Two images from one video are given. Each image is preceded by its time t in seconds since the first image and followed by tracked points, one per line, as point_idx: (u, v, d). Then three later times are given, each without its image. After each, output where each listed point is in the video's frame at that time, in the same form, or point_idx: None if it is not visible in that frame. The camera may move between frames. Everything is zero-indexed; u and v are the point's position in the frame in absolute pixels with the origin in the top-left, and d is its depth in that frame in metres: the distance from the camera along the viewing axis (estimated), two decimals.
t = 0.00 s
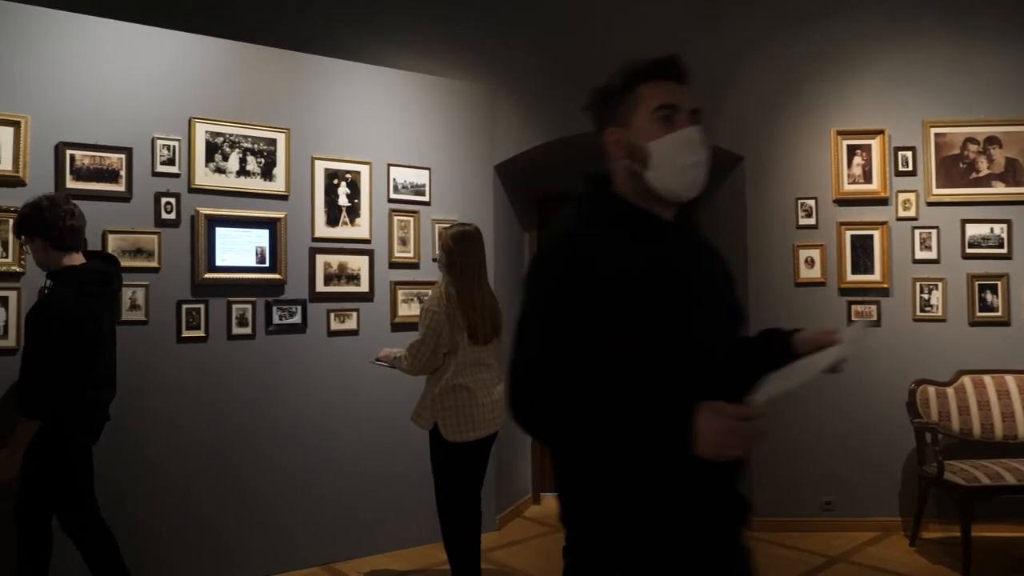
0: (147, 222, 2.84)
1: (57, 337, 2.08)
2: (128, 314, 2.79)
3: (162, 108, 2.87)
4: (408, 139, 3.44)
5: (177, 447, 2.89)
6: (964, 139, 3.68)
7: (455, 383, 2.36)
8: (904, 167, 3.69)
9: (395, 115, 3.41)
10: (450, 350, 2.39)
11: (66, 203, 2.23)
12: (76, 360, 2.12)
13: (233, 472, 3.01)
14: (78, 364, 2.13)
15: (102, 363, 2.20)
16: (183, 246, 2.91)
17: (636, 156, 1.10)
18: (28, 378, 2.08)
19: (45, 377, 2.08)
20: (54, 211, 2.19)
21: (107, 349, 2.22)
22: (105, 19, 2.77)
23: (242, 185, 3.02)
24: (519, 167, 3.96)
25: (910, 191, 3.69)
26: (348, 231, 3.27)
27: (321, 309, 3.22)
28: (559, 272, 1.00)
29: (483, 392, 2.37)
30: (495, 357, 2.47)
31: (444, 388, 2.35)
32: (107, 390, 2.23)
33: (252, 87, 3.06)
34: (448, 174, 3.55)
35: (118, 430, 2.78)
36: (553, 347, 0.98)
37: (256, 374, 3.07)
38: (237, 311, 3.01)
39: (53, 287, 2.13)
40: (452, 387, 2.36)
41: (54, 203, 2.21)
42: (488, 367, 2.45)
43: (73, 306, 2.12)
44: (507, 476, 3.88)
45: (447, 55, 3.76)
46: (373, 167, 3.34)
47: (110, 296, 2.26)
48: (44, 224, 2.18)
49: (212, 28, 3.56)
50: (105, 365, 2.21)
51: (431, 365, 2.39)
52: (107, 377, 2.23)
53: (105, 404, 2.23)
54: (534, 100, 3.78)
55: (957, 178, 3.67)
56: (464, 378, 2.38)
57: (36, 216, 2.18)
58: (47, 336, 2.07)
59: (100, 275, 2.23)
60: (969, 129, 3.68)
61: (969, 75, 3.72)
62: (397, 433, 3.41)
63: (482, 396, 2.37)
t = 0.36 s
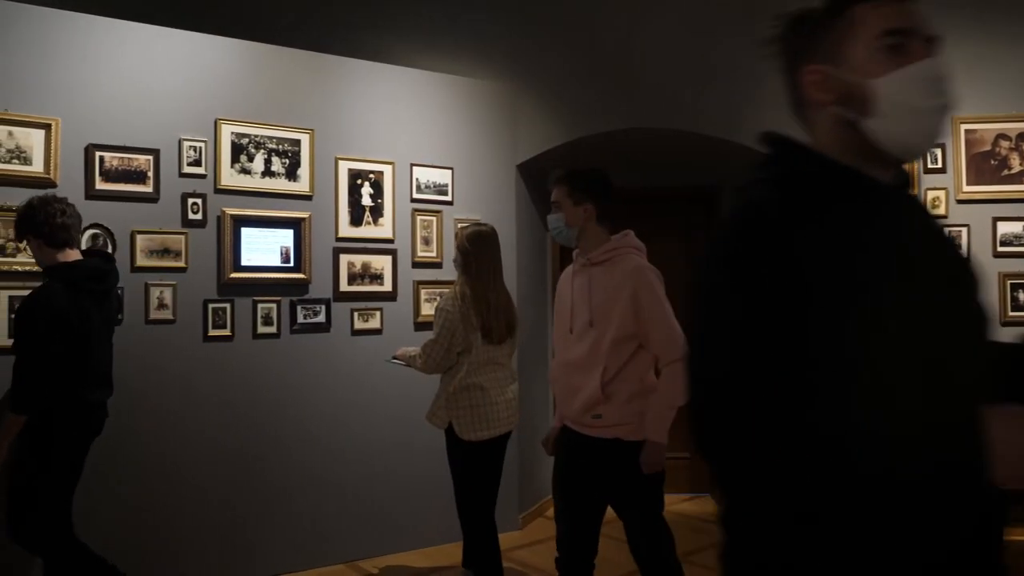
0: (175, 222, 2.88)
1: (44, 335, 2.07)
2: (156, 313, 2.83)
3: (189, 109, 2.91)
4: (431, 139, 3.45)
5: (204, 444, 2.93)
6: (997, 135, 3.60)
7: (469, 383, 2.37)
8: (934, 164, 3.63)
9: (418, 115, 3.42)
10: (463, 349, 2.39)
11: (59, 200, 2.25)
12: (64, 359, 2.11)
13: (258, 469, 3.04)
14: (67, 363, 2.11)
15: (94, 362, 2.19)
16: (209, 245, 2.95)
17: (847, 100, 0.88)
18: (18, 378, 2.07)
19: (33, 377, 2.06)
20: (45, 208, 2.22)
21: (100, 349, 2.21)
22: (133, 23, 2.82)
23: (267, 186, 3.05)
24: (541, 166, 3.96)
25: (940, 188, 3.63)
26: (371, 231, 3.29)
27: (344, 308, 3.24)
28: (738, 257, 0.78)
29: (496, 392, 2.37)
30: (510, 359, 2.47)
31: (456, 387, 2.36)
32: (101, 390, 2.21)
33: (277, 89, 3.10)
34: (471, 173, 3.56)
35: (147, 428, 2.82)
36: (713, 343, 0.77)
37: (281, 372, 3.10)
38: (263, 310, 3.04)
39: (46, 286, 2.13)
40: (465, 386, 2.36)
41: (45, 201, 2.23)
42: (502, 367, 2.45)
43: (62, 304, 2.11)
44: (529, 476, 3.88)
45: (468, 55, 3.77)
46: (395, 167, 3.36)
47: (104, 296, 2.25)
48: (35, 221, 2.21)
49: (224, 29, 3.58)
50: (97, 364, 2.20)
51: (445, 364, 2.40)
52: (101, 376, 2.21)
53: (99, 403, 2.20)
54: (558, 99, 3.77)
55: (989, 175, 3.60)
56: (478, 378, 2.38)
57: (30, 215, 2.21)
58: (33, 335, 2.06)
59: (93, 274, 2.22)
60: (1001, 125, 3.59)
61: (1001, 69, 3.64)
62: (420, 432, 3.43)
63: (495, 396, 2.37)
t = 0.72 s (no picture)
0: (202, 222, 2.92)
1: (34, 335, 2.05)
2: (184, 312, 2.87)
3: (216, 111, 2.95)
4: (454, 139, 3.46)
5: (232, 442, 2.97)
6: None
7: (480, 380, 2.37)
8: (966, 161, 3.57)
9: (442, 115, 3.43)
10: (477, 346, 2.41)
11: (60, 199, 2.21)
12: (53, 359, 2.07)
13: (284, 467, 3.08)
14: (57, 363, 2.08)
15: (89, 359, 2.13)
16: (237, 245, 2.98)
17: None
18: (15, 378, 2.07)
19: (27, 379, 2.06)
20: (45, 208, 2.18)
21: (96, 346, 2.15)
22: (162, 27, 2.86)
23: (293, 186, 3.08)
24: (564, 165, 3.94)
25: (971, 185, 3.57)
26: (396, 230, 3.31)
27: (369, 307, 3.26)
28: None
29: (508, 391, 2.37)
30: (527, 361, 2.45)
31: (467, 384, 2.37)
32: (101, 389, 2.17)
33: (303, 90, 3.12)
34: (495, 173, 3.56)
35: (175, 425, 2.86)
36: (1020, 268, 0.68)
37: (307, 371, 3.13)
38: (289, 309, 3.07)
39: (37, 283, 2.09)
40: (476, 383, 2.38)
41: (46, 200, 2.19)
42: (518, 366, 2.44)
43: (50, 304, 2.07)
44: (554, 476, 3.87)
45: (492, 53, 3.74)
46: (419, 167, 3.37)
47: (102, 293, 2.20)
48: (36, 220, 2.17)
49: (240, 29, 3.45)
50: (96, 361, 2.15)
51: (460, 360, 2.42)
52: (102, 375, 2.17)
53: (100, 403, 2.16)
54: (582, 97, 3.75)
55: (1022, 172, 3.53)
56: (491, 376, 2.39)
57: (32, 214, 2.17)
58: (21, 335, 2.05)
59: (88, 270, 2.16)
60: None
61: None
62: (444, 431, 3.44)
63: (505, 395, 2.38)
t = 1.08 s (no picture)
0: (231, 223, 2.96)
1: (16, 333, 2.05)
2: (213, 312, 2.91)
3: (244, 113, 2.99)
4: (479, 139, 3.47)
5: (260, 440, 3.01)
6: None
7: (499, 376, 2.51)
8: (1001, 157, 3.49)
9: (467, 115, 3.44)
10: (495, 345, 2.55)
11: (63, 199, 2.16)
12: (37, 355, 2.06)
13: (311, 465, 3.11)
14: (38, 363, 2.06)
15: (75, 356, 2.08)
16: (265, 245, 3.02)
17: None
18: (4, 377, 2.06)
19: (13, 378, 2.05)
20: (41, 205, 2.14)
21: (82, 345, 2.09)
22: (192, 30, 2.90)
23: (320, 186, 3.11)
24: (589, 164, 3.92)
25: (1007, 182, 3.49)
26: (421, 230, 3.32)
27: (395, 307, 3.28)
28: None
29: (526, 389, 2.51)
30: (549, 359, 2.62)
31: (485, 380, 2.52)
32: (88, 390, 2.09)
33: (329, 91, 3.15)
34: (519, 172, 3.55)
35: (205, 423, 2.90)
36: None
37: (334, 370, 3.15)
38: (316, 308, 3.10)
39: (22, 279, 2.10)
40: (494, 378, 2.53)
41: (48, 198, 2.14)
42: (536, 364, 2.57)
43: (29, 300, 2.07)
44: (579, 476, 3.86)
45: (516, 52, 3.75)
46: (445, 167, 3.38)
47: (92, 288, 2.13)
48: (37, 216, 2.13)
49: (261, 31, 3.52)
50: (84, 357, 2.09)
51: (479, 357, 2.56)
52: (96, 374, 2.11)
53: (92, 404, 2.10)
54: (607, 97, 3.73)
55: None
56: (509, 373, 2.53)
57: (31, 209, 2.13)
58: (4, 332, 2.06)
59: (75, 264, 2.10)
60: None
61: None
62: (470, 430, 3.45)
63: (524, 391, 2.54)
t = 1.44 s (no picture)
0: (266, 224, 3.00)
1: (35, 335, 2.02)
2: (248, 311, 2.95)
3: (278, 115, 3.02)
4: (510, 139, 3.47)
5: (293, 437, 3.04)
6: None
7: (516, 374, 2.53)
8: None
9: (497, 115, 3.44)
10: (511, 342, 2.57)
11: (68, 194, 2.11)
12: (56, 357, 2.03)
13: (343, 464, 3.13)
14: (55, 363, 2.03)
15: (95, 355, 2.06)
16: (298, 245, 3.05)
17: None
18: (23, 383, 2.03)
19: (32, 381, 2.02)
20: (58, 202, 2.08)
21: (96, 345, 2.06)
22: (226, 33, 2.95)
23: (352, 187, 3.13)
24: (620, 163, 3.90)
25: None
26: (452, 230, 3.33)
27: (426, 306, 3.29)
28: None
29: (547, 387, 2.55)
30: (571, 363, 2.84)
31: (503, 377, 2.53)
32: (105, 390, 2.06)
33: (361, 93, 3.17)
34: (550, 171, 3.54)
35: (240, 421, 2.95)
36: None
37: (365, 369, 3.17)
38: (348, 308, 3.13)
39: (37, 280, 2.08)
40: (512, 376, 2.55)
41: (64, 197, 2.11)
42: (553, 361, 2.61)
43: (47, 301, 2.04)
44: (610, 476, 3.83)
45: (547, 51, 3.74)
46: (475, 167, 3.39)
47: (110, 287, 2.12)
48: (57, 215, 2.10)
49: (295, 34, 3.56)
50: (105, 356, 2.07)
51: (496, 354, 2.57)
52: (116, 373, 2.09)
53: (108, 404, 2.06)
54: (637, 94, 3.70)
55: None
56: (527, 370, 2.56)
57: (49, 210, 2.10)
58: (23, 336, 2.02)
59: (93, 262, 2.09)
60: None
61: None
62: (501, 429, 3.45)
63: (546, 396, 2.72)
